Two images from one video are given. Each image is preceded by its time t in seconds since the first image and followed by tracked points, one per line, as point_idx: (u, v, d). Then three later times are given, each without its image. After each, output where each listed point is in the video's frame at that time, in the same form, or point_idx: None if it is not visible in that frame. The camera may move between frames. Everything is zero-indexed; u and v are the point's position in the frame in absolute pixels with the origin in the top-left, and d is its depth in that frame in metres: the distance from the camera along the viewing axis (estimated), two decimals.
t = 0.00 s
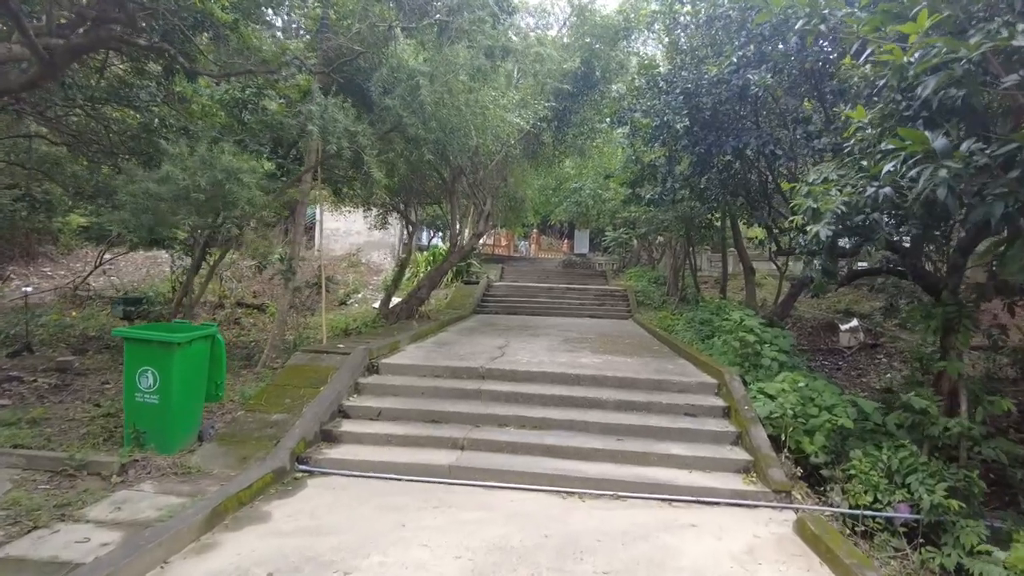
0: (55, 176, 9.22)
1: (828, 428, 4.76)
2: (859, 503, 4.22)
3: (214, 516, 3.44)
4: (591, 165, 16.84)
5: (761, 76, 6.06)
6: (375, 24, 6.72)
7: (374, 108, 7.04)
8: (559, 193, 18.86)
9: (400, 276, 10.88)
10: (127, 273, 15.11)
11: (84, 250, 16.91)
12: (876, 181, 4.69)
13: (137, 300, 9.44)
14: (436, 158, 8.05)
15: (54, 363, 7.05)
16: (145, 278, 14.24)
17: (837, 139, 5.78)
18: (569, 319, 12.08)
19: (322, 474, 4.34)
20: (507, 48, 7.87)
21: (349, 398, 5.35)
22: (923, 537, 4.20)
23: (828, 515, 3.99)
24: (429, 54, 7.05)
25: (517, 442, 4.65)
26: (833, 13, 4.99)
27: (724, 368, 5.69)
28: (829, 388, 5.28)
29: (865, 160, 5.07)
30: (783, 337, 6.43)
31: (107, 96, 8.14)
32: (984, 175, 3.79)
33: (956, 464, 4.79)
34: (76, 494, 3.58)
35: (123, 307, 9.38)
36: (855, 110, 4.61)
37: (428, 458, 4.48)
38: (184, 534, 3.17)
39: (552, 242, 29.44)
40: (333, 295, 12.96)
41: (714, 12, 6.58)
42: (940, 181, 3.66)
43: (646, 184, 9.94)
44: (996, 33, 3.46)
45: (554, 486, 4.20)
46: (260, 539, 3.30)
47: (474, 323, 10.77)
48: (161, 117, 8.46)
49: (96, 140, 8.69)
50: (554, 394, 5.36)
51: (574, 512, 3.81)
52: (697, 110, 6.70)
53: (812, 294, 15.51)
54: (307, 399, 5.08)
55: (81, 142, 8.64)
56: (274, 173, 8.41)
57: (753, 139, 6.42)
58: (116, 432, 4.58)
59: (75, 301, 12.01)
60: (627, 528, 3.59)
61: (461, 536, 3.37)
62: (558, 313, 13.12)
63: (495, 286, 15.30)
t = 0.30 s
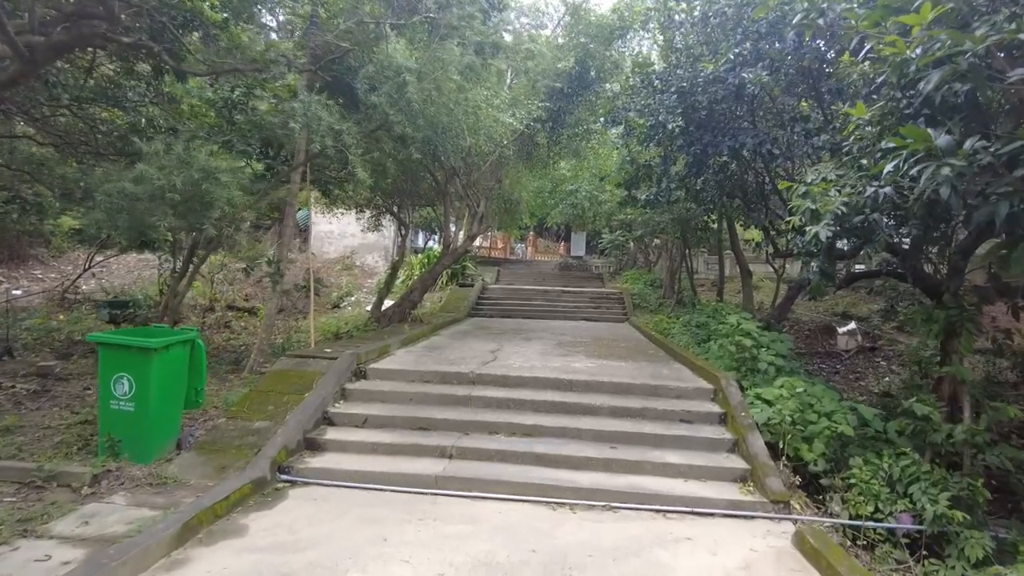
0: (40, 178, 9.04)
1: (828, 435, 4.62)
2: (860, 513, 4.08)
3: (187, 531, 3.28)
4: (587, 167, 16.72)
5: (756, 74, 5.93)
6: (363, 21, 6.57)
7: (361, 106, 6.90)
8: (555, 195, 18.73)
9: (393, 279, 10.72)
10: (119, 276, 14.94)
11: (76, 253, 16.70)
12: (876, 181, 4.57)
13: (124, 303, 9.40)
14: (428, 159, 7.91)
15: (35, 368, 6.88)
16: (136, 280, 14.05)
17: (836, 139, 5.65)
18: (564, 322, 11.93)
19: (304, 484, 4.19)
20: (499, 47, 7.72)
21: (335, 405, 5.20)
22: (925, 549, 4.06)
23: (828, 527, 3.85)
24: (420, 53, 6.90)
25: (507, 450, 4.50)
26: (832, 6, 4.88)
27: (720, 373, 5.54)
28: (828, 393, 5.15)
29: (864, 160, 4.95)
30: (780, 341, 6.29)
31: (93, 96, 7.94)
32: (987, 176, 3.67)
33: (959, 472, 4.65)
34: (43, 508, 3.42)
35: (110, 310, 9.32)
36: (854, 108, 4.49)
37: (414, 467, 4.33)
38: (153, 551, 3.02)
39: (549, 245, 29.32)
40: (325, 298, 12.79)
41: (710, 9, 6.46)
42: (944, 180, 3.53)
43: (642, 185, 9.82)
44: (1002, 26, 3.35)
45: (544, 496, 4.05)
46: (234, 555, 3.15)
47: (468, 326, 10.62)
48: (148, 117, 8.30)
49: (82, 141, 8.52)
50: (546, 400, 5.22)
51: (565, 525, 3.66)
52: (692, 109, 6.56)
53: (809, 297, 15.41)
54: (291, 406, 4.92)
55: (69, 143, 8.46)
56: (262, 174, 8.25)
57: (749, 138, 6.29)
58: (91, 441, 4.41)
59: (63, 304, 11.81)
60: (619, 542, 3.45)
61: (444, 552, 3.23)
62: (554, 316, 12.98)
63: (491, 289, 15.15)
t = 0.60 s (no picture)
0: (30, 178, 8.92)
1: (829, 441, 4.48)
2: (862, 523, 3.95)
3: (162, 542, 3.15)
4: (585, 168, 16.61)
5: (756, 70, 5.74)
6: (354, 19, 6.44)
7: (348, 104, 6.79)
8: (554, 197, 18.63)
9: (387, 282, 10.61)
10: (113, 278, 14.80)
11: (71, 255, 16.57)
12: (878, 181, 4.45)
13: (114, 306, 9.31)
14: (421, 160, 7.79)
15: (21, 372, 6.75)
16: (130, 282, 13.93)
17: (837, 138, 5.51)
18: (560, 325, 11.82)
19: (288, 493, 4.05)
20: (493, 46, 7.60)
21: (323, 410, 5.06)
22: (930, 560, 3.92)
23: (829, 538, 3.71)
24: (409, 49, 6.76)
25: (498, 457, 4.36)
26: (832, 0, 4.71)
27: (718, 378, 5.41)
28: (829, 398, 5.01)
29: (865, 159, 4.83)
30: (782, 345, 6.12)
31: (82, 95, 7.75)
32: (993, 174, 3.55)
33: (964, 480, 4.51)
34: (13, 519, 3.29)
35: (99, 313, 9.22)
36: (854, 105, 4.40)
37: (402, 475, 4.19)
38: (124, 564, 2.88)
39: (548, 247, 29.22)
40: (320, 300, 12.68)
41: (707, 6, 6.34)
42: (949, 177, 3.41)
43: (640, 187, 9.70)
44: (1009, 19, 3.24)
45: (535, 506, 3.91)
46: (210, 568, 3.02)
47: (463, 329, 10.49)
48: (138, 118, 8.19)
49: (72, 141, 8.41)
50: (540, 405, 5.08)
51: (556, 536, 3.53)
52: (689, 108, 6.46)
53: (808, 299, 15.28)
54: (277, 411, 4.78)
55: (60, 143, 8.36)
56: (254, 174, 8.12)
57: (747, 138, 6.17)
58: (69, 448, 4.27)
59: (55, 306, 11.68)
60: (611, 554, 3.32)
61: (429, 564, 3.10)
62: (551, 319, 12.86)
63: (488, 291, 15.03)
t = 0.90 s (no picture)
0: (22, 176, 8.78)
1: (836, 444, 4.36)
2: (871, 528, 3.82)
3: (145, 549, 3.03)
4: (585, 168, 16.48)
5: (760, 64, 5.66)
6: (349, 12, 6.31)
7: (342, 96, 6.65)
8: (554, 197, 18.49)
9: (385, 281, 10.48)
10: (110, 277, 14.65)
11: (67, 255, 16.43)
12: (886, 176, 4.32)
13: (107, 305, 9.18)
14: (418, 156, 7.66)
15: (10, 371, 6.63)
16: (127, 282, 13.79)
17: (842, 134, 5.39)
18: (560, 326, 11.69)
19: (279, 496, 3.92)
20: (492, 40, 7.45)
21: (316, 411, 4.93)
22: (942, 567, 3.80)
23: (838, 544, 3.59)
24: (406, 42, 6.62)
25: (495, 460, 4.23)
26: None
27: (721, 379, 5.28)
28: (836, 400, 4.89)
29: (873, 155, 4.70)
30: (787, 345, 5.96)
31: (74, 91, 7.54)
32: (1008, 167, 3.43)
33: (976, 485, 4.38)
34: None
35: (92, 312, 9.09)
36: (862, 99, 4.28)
37: (396, 479, 4.06)
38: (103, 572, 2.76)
39: (547, 247, 29.09)
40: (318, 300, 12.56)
41: None
42: (963, 171, 3.28)
43: (641, 185, 9.58)
44: None
45: (534, 510, 3.79)
46: None
47: (462, 329, 10.36)
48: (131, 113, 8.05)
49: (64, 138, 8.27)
50: (539, 406, 4.96)
51: (555, 542, 3.41)
52: (692, 104, 6.31)
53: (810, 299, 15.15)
54: (269, 412, 4.65)
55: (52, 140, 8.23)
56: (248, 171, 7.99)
57: (750, 134, 6.06)
58: (52, 450, 4.14)
59: (50, 306, 11.53)
60: (612, 561, 3.20)
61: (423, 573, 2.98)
62: (551, 319, 12.73)
63: (487, 291, 14.90)
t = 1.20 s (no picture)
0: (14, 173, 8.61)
1: (850, 453, 4.20)
2: (889, 543, 3.66)
3: (128, 564, 2.87)
4: (587, 167, 16.31)
5: (772, 60, 5.49)
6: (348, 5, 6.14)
7: (339, 89, 6.39)
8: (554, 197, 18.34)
9: (385, 281, 10.32)
10: (107, 276, 14.50)
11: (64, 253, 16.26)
12: (903, 177, 4.15)
13: (101, 304, 9.02)
14: (417, 154, 7.50)
15: None
16: (123, 281, 13.62)
17: (856, 133, 5.23)
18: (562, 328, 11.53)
19: (273, 506, 3.77)
20: (494, 37, 7.28)
21: (311, 417, 4.77)
22: None
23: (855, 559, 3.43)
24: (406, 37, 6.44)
25: (498, 469, 4.08)
26: None
27: (730, 384, 5.12)
28: (850, 407, 4.73)
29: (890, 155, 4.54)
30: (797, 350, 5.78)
31: (69, 86, 7.33)
32: None
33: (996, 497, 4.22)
34: None
35: (86, 311, 8.93)
36: (879, 97, 4.12)
37: (394, 488, 3.90)
38: None
39: (548, 247, 28.93)
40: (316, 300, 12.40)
41: None
42: (989, 171, 3.12)
43: (644, 184, 9.43)
44: None
45: (538, 522, 3.64)
46: None
47: (462, 330, 10.20)
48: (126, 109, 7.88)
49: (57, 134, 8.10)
50: (542, 412, 4.80)
51: (560, 558, 3.25)
52: (700, 101, 6.21)
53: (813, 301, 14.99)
54: (263, 417, 4.49)
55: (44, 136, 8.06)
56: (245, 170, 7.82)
57: (760, 133, 5.90)
58: (36, 457, 3.98)
59: (44, 305, 11.36)
60: None
61: None
62: (552, 320, 12.57)
63: (487, 291, 14.75)
